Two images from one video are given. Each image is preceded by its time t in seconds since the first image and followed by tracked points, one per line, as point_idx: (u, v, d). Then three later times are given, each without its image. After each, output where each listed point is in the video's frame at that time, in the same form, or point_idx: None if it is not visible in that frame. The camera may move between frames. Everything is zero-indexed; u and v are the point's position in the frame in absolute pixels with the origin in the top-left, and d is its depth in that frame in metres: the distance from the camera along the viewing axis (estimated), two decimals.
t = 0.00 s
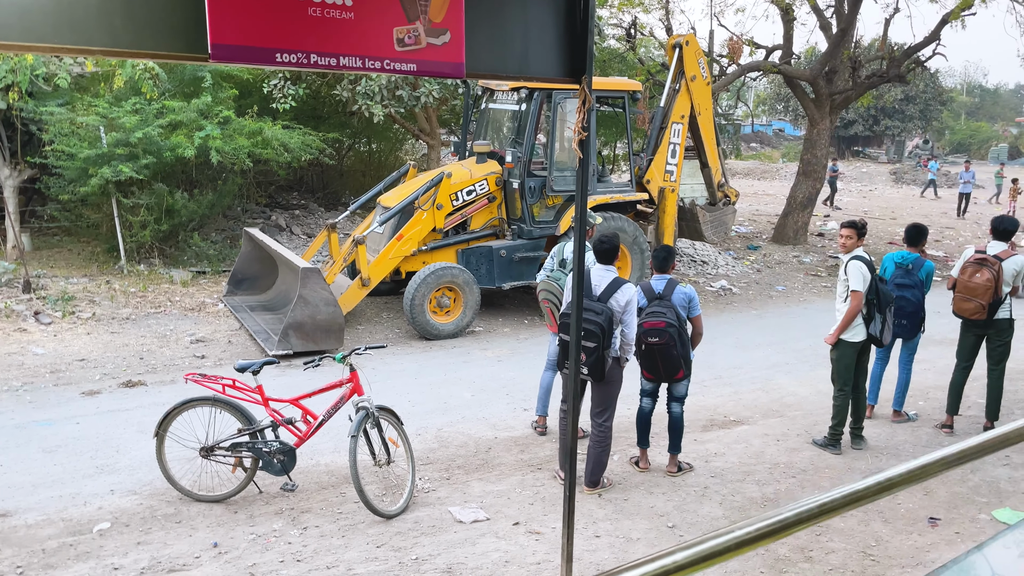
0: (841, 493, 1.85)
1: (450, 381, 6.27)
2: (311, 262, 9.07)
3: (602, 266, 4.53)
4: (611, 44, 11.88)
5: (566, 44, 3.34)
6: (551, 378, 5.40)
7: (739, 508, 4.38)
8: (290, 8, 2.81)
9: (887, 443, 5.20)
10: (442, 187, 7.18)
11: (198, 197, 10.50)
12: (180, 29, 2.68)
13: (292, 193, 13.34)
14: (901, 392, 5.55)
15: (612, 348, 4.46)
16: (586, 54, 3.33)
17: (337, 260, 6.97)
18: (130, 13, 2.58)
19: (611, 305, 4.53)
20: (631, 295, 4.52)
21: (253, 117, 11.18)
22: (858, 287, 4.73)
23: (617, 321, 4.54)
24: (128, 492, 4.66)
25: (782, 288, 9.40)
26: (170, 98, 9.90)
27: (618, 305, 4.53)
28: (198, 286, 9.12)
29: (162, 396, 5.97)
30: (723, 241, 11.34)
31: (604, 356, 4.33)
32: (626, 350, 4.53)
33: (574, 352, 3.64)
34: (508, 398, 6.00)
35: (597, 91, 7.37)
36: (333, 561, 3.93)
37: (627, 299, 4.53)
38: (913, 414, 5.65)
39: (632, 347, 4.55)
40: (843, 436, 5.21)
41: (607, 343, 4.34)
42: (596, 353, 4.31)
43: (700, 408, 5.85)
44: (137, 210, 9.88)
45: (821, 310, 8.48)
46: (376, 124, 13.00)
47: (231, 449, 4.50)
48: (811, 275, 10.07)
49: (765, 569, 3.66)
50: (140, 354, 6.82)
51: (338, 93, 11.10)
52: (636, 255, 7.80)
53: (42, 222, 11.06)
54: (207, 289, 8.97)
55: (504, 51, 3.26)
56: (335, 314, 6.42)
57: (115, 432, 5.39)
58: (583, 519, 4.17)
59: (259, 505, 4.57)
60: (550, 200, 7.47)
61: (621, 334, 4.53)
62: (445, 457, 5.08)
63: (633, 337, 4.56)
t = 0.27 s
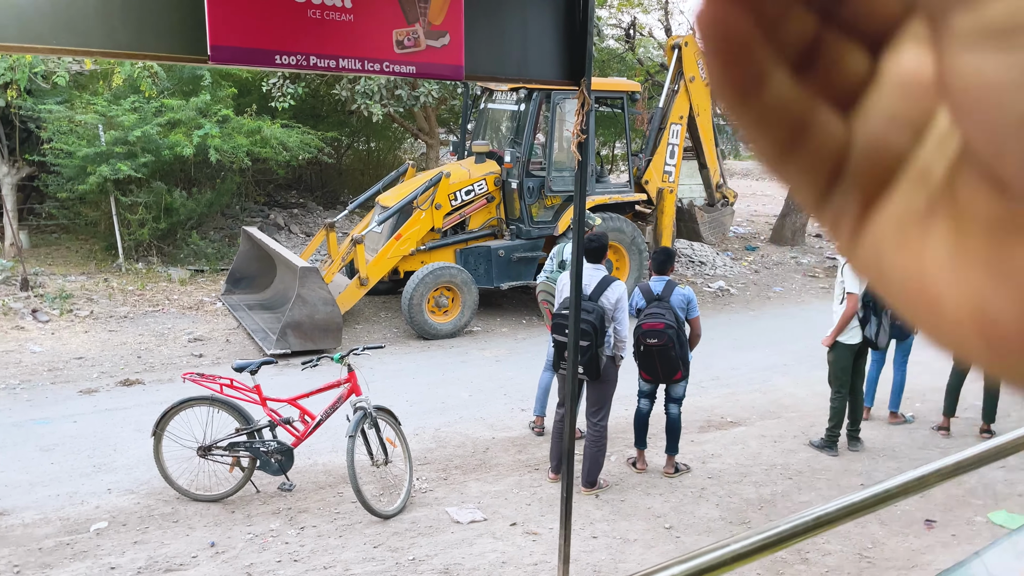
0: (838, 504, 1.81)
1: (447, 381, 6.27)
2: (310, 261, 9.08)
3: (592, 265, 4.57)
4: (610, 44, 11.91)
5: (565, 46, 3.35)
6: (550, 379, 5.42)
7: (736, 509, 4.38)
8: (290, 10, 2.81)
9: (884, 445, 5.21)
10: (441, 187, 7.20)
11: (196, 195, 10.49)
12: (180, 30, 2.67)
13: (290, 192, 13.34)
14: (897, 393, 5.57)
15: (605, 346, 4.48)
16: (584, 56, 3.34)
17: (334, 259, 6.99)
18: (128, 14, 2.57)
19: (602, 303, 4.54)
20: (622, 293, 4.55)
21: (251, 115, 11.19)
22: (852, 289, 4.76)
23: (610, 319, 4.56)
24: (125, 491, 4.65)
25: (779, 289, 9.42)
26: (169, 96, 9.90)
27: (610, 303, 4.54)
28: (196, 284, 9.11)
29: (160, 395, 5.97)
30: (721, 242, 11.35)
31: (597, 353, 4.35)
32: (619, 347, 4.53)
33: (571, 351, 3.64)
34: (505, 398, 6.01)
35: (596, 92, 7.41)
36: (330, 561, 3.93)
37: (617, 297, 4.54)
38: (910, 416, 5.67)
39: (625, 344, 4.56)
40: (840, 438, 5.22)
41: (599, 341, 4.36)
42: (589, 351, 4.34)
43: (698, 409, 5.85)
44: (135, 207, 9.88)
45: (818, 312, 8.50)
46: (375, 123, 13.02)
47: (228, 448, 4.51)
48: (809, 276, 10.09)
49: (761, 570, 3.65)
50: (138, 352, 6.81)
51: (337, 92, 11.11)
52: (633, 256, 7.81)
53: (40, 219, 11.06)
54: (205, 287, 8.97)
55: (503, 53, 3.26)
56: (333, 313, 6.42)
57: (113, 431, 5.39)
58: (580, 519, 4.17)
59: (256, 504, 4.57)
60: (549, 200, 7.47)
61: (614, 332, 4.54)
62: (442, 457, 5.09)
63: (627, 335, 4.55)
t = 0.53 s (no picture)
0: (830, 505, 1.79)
1: (443, 379, 6.28)
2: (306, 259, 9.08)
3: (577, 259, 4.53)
4: (608, 44, 11.93)
5: (563, 46, 3.34)
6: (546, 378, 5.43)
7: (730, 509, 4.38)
8: (287, 8, 2.81)
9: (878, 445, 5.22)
10: (437, 186, 7.20)
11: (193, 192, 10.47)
12: (177, 29, 2.68)
13: (287, 189, 13.32)
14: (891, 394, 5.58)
15: (592, 340, 4.44)
16: (582, 56, 3.32)
17: (331, 258, 7.02)
18: (125, 12, 2.58)
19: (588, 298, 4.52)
20: (609, 287, 4.51)
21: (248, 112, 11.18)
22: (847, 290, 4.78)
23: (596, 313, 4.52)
24: (120, 489, 4.65)
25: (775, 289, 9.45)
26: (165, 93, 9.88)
27: (595, 297, 4.51)
28: (192, 282, 9.11)
29: (155, 393, 5.96)
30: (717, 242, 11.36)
31: (582, 348, 4.31)
32: (607, 342, 4.49)
33: (567, 348, 3.62)
34: (501, 397, 6.02)
35: (593, 91, 7.42)
36: (325, 559, 3.93)
37: (603, 291, 4.51)
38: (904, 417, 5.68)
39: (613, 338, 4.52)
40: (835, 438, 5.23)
41: (584, 334, 4.33)
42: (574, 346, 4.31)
43: (693, 408, 5.87)
44: (131, 204, 9.86)
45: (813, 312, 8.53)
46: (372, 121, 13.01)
47: (223, 446, 4.50)
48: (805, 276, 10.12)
49: (755, 569, 3.67)
50: (133, 350, 6.81)
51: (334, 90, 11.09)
52: (630, 255, 7.82)
53: (36, 216, 11.04)
54: (201, 285, 8.96)
55: (501, 52, 3.25)
56: (329, 312, 6.42)
57: (108, 428, 5.39)
58: (575, 518, 4.17)
59: (251, 502, 4.57)
60: (546, 199, 7.47)
61: (601, 326, 4.50)
62: (438, 456, 5.09)
63: (613, 328, 4.50)
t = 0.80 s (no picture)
0: (826, 507, 1.81)
1: (438, 378, 6.26)
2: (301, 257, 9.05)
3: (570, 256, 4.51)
4: (605, 43, 11.93)
5: (560, 43, 3.32)
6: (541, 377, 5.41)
7: (725, 509, 4.37)
8: (282, 4, 2.79)
9: (873, 446, 5.22)
10: (434, 184, 7.18)
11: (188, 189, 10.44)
12: (172, 24, 2.65)
13: (282, 187, 13.28)
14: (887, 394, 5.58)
15: (584, 338, 4.42)
16: (580, 55, 3.30)
17: (326, 256, 7.01)
18: (119, 7, 2.56)
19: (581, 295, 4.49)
20: (600, 284, 4.49)
21: (244, 109, 11.14)
22: (839, 289, 4.80)
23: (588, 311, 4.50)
24: (113, 487, 4.63)
25: (771, 289, 9.46)
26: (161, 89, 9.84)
27: (587, 295, 4.48)
28: (186, 279, 9.07)
29: (149, 390, 5.93)
30: (713, 242, 11.36)
31: (574, 346, 4.30)
32: (599, 339, 4.46)
33: (563, 347, 3.61)
34: (496, 396, 6.00)
35: (590, 90, 7.41)
36: (318, 558, 3.92)
37: (595, 289, 4.49)
38: (899, 418, 5.69)
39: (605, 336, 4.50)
40: (829, 438, 5.23)
41: (575, 331, 4.31)
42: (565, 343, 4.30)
43: (688, 408, 5.86)
44: (125, 201, 9.81)
45: (809, 312, 8.54)
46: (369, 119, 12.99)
47: (217, 445, 4.47)
48: (800, 277, 10.13)
49: (749, 570, 3.66)
50: (127, 347, 6.77)
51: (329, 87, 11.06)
52: (625, 255, 7.82)
53: (30, 213, 10.98)
54: (195, 282, 8.93)
55: (497, 50, 3.23)
56: (324, 310, 6.40)
57: (101, 426, 5.36)
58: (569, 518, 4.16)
59: (245, 501, 4.55)
60: (542, 198, 7.46)
61: (593, 323, 4.47)
62: (432, 455, 5.08)
63: (605, 326, 4.47)
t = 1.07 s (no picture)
0: (820, 508, 1.83)
1: (431, 376, 6.25)
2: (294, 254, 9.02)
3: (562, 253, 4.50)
4: (600, 40, 11.93)
5: (555, 40, 3.31)
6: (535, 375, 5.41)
7: (717, 506, 4.38)
8: None
9: (865, 444, 5.24)
10: (427, 181, 7.16)
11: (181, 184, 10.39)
12: (164, 18, 2.63)
13: (276, 183, 13.23)
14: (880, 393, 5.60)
15: (576, 336, 4.41)
16: (575, 52, 3.29)
17: (320, 252, 6.98)
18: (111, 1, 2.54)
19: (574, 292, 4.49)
20: (593, 282, 4.48)
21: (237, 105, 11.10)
22: (830, 288, 4.81)
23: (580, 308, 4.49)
24: (104, 483, 4.61)
25: (764, 288, 9.49)
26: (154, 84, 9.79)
27: (580, 292, 4.47)
28: (179, 275, 9.03)
29: (140, 387, 5.91)
30: (707, 240, 11.37)
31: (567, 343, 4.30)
32: (592, 337, 4.46)
33: (557, 345, 3.60)
34: (490, 394, 6.00)
35: (585, 87, 7.41)
36: (310, 555, 3.91)
37: (588, 286, 4.48)
38: (892, 416, 5.71)
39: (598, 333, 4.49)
40: (822, 436, 5.24)
41: (568, 328, 4.30)
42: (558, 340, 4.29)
43: (681, 406, 5.87)
44: (118, 196, 9.76)
45: (802, 311, 8.56)
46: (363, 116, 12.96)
47: (209, 441, 4.45)
48: (794, 275, 10.16)
49: (742, 568, 3.66)
50: (119, 343, 6.74)
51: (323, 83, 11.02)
52: (620, 253, 7.82)
53: (21, 207, 10.91)
54: (188, 278, 8.89)
55: (492, 47, 3.22)
56: (317, 306, 6.38)
57: (92, 422, 5.33)
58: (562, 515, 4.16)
59: (237, 498, 4.54)
60: (536, 196, 7.45)
61: (586, 321, 4.47)
62: (426, 452, 5.07)
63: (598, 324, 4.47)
